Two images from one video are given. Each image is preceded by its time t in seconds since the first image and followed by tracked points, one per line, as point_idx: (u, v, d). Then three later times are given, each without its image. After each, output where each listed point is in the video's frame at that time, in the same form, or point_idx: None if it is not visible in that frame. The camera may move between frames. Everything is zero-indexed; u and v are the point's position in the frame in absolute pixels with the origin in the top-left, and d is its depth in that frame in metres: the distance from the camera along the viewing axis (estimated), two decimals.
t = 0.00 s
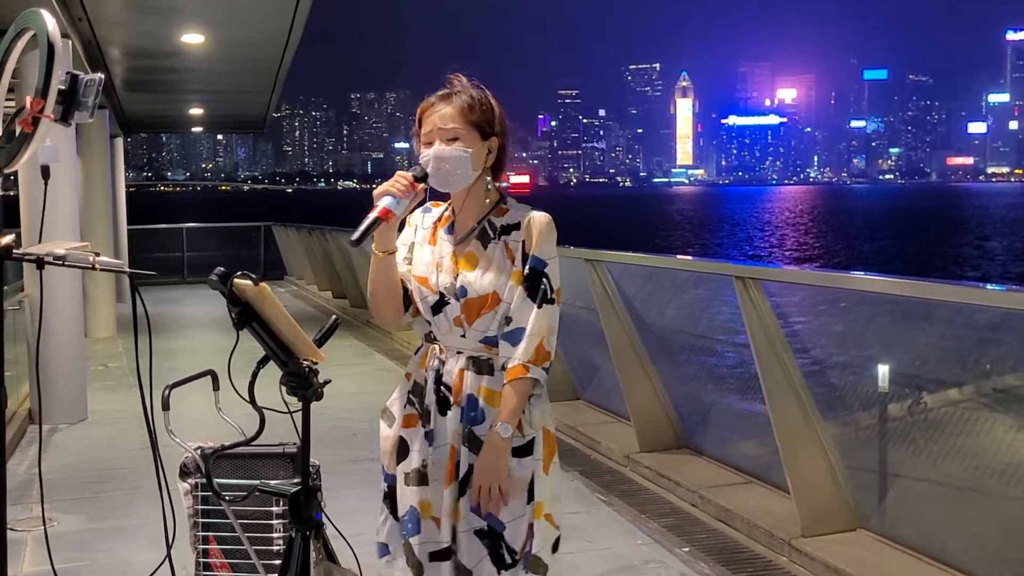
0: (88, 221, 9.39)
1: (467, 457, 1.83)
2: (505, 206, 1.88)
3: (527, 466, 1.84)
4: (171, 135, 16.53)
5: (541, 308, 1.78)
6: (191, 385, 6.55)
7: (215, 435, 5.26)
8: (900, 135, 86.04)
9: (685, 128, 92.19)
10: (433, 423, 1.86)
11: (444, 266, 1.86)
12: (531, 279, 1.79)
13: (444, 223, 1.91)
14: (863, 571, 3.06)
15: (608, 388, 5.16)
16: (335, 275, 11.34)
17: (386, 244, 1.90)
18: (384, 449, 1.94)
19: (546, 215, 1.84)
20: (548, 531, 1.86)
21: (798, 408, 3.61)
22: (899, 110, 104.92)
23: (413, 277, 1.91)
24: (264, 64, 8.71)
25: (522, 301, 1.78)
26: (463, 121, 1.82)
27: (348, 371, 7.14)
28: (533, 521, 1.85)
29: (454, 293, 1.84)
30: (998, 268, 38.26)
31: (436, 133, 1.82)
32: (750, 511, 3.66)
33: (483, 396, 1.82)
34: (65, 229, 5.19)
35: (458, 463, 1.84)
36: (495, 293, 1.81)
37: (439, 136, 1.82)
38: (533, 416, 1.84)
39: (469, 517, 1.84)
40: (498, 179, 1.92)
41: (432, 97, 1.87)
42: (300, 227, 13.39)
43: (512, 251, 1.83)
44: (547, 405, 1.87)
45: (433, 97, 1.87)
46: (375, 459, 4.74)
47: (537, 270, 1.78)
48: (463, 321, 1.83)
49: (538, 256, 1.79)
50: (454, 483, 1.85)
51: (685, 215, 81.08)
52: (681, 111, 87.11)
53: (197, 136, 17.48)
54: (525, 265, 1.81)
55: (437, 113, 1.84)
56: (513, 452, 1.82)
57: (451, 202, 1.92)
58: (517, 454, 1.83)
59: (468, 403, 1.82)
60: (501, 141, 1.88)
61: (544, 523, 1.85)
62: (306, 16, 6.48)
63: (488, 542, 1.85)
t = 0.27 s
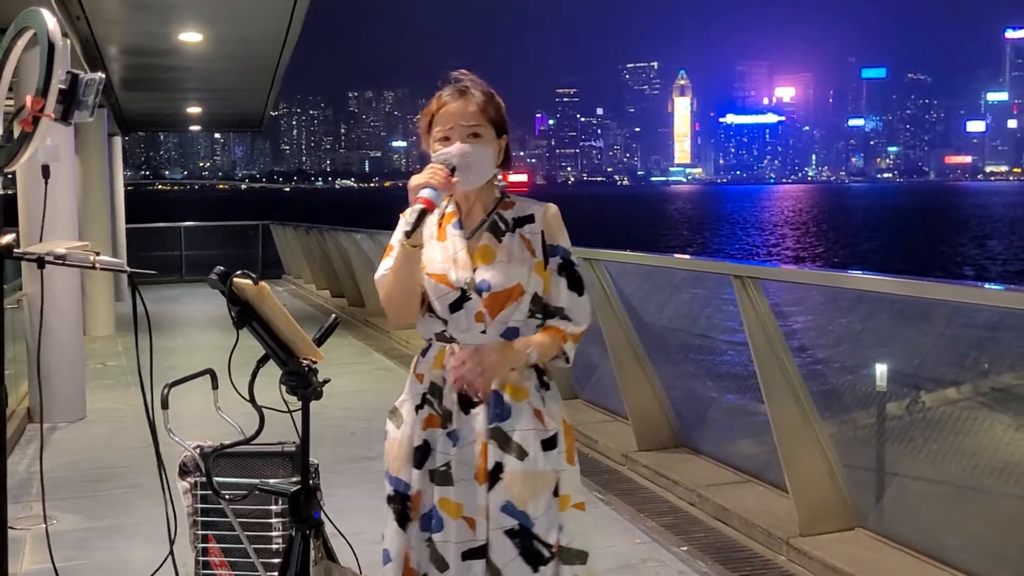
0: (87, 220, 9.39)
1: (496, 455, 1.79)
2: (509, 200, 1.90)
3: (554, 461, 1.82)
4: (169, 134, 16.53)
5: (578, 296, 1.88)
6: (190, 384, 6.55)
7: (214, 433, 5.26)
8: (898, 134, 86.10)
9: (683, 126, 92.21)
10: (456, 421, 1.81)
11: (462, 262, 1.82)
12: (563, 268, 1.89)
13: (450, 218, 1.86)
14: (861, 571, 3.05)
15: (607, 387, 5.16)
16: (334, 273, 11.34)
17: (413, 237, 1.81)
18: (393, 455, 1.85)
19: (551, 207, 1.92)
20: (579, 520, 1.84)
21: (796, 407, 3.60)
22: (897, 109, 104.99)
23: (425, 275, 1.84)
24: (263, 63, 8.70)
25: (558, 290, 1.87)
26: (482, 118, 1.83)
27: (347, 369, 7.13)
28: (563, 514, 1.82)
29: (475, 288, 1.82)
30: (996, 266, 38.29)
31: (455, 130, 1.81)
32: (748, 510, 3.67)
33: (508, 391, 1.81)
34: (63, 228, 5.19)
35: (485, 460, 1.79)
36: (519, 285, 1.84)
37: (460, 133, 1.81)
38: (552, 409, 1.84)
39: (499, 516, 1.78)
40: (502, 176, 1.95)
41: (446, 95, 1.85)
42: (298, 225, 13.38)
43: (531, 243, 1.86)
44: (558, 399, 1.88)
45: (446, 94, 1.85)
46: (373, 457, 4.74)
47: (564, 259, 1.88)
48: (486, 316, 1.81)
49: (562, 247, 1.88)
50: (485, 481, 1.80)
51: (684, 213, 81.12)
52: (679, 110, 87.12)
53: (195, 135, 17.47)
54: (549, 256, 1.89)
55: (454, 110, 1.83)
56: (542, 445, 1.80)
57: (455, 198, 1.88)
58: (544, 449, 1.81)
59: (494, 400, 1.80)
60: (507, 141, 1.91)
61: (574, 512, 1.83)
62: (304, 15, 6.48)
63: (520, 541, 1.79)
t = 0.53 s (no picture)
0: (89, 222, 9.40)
1: (529, 455, 1.79)
2: (525, 201, 1.89)
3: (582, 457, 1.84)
4: (170, 135, 16.54)
5: (596, 292, 1.93)
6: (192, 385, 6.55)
7: (217, 435, 5.26)
8: (899, 136, 86.10)
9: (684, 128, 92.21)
10: (484, 422, 1.78)
11: (484, 260, 1.81)
12: (582, 266, 1.92)
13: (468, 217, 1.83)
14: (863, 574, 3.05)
15: (609, 389, 5.16)
16: (335, 275, 11.34)
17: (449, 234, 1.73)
18: (419, 461, 1.81)
19: (564, 207, 1.93)
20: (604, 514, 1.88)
21: (799, 410, 3.61)
22: (898, 111, 105.00)
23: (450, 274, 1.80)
24: (265, 64, 8.71)
25: (578, 287, 1.91)
26: (500, 118, 1.83)
27: (348, 371, 7.14)
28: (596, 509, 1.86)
29: (499, 286, 1.81)
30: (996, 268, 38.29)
31: (475, 131, 1.82)
32: (750, 512, 3.67)
33: (536, 390, 1.80)
34: (66, 230, 5.19)
35: (518, 461, 1.78)
36: (543, 283, 1.86)
37: (480, 134, 1.82)
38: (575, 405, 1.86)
39: (536, 515, 1.80)
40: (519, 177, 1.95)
41: (462, 96, 1.85)
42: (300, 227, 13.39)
43: (551, 242, 1.87)
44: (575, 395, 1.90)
45: (462, 95, 1.85)
46: (376, 459, 4.75)
47: (582, 257, 1.91)
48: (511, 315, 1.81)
49: (580, 245, 1.91)
50: (516, 483, 1.78)
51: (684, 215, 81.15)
52: (680, 112, 87.13)
53: (197, 136, 17.48)
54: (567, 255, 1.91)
55: (472, 112, 1.83)
56: (574, 442, 1.82)
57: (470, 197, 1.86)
58: (572, 446, 1.82)
59: (521, 400, 1.79)
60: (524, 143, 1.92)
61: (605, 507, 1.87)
62: (306, 17, 6.49)
63: (557, 539, 1.81)
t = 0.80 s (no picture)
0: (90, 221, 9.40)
1: (546, 457, 1.79)
2: (539, 202, 1.90)
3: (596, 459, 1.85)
4: (172, 135, 16.54)
5: (608, 296, 1.93)
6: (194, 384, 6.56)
7: (219, 434, 5.27)
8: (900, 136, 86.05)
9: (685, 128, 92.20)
10: (501, 424, 1.79)
11: (500, 261, 1.82)
12: (594, 269, 1.92)
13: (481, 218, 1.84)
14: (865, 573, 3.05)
15: (611, 389, 5.17)
16: (337, 275, 11.35)
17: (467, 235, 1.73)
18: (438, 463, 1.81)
19: (578, 209, 1.94)
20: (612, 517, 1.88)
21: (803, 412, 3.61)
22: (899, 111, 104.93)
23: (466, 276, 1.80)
24: (266, 64, 8.71)
25: (592, 291, 1.91)
26: (515, 114, 1.83)
27: (350, 370, 7.14)
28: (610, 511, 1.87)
29: (515, 287, 1.81)
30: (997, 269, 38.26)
31: (490, 126, 1.82)
32: (752, 512, 3.67)
33: (551, 391, 1.81)
34: (68, 229, 5.20)
35: (535, 462, 1.79)
36: (559, 284, 1.86)
37: (495, 129, 1.82)
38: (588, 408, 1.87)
39: (552, 516, 1.80)
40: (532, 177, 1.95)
41: (477, 94, 1.84)
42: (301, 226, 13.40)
43: (566, 244, 1.88)
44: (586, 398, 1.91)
45: (477, 93, 1.85)
46: (377, 458, 4.75)
47: (595, 260, 1.91)
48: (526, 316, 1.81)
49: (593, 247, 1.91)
50: (535, 483, 1.78)
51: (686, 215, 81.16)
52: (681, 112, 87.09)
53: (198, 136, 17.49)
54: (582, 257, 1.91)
55: (487, 109, 1.83)
56: (588, 444, 1.83)
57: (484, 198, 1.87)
58: (587, 447, 1.83)
59: (537, 401, 1.80)
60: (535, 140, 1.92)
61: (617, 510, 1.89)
62: (308, 16, 6.50)
63: (574, 541, 1.82)
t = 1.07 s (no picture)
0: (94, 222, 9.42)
1: (553, 458, 1.80)
2: (547, 202, 1.90)
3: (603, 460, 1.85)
4: (175, 135, 16.55)
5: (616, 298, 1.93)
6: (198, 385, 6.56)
7: (223, 434, 5.27)
8: (904, 136, 85.92)
9: (688, 129, 92.15)
10: (508, 424, 1.79)
11: (507, 260, 1.82)
12: (602, 270, 1.92)
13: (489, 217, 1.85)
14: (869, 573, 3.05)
15: (614, 389, 5.16)
16: (340, 275, 11.35)
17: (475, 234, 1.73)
18: (443, 463, 1.83)
19: (587, 209, 1.94)
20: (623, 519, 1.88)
21: (806, 411, 3.61)
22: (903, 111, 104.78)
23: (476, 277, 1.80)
24: (269, 64, 8.71)
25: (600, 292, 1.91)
26: (523, 112, 1.84)
27: (353, 371, 7.15)
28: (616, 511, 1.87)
29: (523, 288, 1.81)
30: (1001, 268, 38.18)
31: (498, 124, 1.82)
32: (756, 511, 3.67)
33: (558, 392, 1.81)
34: (71, 230, 5.20)
35: (542, 462, 1.80)
36: (567, 285, 1.85)
37: (503, 126, 1.82)
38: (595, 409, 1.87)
39: (556, 517, 1.81)
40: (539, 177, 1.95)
41: (484, 93, 1.85)
42: (304, 227, 13.41)
43: (575, 245, 1.88)
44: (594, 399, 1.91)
45: (485, 92, 1.86)
46: (381, 459, 4.75)
47: (603, 261, 1.91)
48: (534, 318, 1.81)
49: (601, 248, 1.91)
50: (542, 483, 1.80)
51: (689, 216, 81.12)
52: (684, 112, 87.04)
53: (201, 136, 17.51)
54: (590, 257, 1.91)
55: (494, 106, 1.84)
56: (595, 446, 1.83)
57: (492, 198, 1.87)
58: (594, 448, 1.83)
59: (545, 401, 1.80)
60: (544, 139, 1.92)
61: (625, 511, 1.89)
62: (311, 16, 6.50)
63: (580, 543, 1.82)
